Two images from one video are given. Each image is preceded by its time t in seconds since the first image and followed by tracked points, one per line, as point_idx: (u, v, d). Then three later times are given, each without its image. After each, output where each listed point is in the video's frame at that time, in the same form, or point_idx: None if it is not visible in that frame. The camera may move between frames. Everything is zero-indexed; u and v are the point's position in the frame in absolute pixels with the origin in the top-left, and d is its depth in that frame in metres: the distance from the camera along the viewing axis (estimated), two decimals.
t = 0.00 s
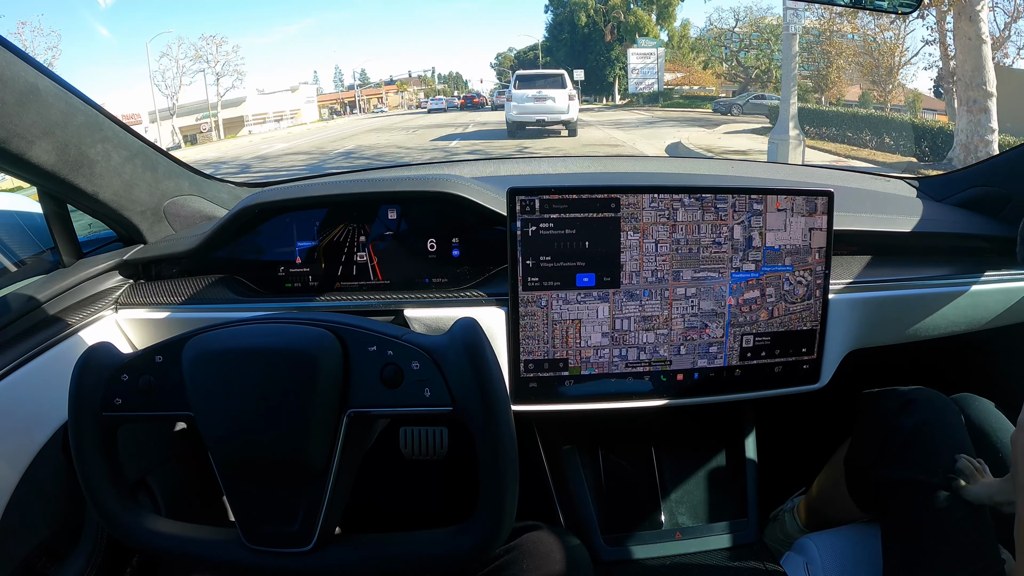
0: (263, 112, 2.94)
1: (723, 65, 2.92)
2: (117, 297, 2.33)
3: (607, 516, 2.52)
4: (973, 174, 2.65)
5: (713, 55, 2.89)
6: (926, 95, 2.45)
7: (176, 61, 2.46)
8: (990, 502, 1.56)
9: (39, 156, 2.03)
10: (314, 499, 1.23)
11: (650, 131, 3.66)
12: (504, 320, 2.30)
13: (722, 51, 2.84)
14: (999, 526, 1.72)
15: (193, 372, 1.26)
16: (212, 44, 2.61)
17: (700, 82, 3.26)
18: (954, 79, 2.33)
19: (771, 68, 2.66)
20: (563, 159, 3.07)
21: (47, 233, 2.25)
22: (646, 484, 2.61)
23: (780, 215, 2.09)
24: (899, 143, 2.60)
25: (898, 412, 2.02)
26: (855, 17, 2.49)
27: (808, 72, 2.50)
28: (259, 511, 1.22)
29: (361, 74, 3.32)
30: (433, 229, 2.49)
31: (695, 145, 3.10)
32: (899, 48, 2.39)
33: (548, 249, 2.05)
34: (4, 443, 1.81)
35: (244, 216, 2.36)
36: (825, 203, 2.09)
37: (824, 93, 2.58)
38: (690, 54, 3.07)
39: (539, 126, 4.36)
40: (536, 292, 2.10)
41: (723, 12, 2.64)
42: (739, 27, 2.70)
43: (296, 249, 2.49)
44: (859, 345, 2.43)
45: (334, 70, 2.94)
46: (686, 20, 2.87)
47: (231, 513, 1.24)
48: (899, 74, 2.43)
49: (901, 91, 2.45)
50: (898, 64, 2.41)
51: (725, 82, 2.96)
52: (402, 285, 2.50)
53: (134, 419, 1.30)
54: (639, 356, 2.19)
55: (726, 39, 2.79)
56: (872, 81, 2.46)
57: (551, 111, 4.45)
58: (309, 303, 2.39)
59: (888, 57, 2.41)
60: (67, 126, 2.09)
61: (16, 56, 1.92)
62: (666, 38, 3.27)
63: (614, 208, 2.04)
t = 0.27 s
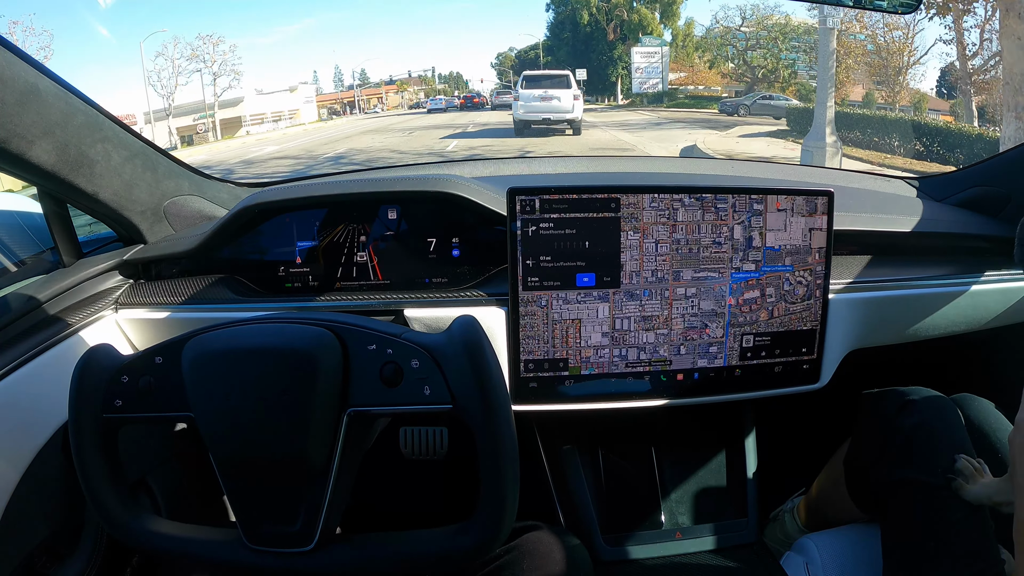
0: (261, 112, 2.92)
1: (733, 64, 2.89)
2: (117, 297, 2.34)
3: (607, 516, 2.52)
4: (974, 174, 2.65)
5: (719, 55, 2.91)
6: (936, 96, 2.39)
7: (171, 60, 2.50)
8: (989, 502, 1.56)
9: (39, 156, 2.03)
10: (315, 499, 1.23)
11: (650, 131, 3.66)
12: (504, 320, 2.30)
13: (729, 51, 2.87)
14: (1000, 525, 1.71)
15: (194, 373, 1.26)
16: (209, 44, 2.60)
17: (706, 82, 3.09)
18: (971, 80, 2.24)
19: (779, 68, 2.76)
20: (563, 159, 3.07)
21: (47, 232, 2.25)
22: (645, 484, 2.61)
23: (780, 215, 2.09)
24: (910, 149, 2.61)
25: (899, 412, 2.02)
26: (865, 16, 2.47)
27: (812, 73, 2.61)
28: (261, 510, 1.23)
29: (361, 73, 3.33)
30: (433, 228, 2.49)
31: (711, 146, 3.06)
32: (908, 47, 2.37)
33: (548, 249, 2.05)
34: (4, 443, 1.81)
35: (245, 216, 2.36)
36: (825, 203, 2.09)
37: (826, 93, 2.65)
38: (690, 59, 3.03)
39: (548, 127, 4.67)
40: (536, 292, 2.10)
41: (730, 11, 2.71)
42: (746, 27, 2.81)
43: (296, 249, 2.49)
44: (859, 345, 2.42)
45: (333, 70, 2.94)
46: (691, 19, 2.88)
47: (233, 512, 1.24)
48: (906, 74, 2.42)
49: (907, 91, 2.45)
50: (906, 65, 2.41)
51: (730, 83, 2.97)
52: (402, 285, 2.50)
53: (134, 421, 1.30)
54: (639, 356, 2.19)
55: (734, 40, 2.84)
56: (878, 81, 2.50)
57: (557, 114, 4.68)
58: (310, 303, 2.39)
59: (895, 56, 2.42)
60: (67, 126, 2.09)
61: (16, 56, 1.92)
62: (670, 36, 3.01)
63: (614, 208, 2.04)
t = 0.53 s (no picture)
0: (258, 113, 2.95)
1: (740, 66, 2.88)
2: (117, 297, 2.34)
3: (607, 516, 2.52)
4: (974, 174, 2.65)
5: (725, 54, 2.90)
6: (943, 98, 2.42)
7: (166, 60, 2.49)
8: (989, 502, 1.56)
9: (39, 155, 2.03)
10: (314, 499, 1.23)
11: (650, 131, 3.66)
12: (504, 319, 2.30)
13: (734, 51, 2.85)
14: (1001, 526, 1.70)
15: (193, 371, 1.26)
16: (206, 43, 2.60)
17: (710, 82, 3.23)
18: (993, 81, 2.23)
19: (788, 68, 2.72)
20: (563, 159, 3.07)
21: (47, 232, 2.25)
22: (645, 484, 2.61)
23: (780, 215, 2.09)
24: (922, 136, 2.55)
25: (899, 411, 2.02)
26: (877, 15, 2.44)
27: (821, 73, 2.60)
28: (258, 510, 1.22)
29: (361, 73, 3.33)
30: (433, 229, 2.49)
31: (731, 149, 3.07)
32: (919, 48, 2.36)
33: (548, 249, 2.05)
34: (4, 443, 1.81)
35: (245, 216, 2.36)
36: (825, 203, 2.09)
37: (833, 92, 2.63)
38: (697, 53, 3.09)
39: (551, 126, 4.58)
40: (536, 292, 2.09)
41: (737, 10, 2.65)
42: (752, 26, 2.73)
43: (296, 249, 2.49)
44: (859, 344, 2.42)
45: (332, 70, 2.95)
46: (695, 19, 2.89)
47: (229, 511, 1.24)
48: (916, 74, 2.42)
49: (916, 91, 2.46)
50: (916, 65, 2.41)
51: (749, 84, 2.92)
52: (402, 284, 2.49)
53: (134, 417, 1.30)
54: (639, 356, 2.19)
55: (741, 39, 2.80)
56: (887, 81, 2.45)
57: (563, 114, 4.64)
58: (310, 303, 2.39)
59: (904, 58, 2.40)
60: (67, 126, 2.09)
61: (16, 56, 1.92)
62: (674, 35, 3.15)
63: (614, 208, 2.04)
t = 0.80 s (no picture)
0: (254, 115, 3.00)
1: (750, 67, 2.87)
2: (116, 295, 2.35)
3: (607, 516, 2.52)
4: (974, 174, 2.65)
5: (730, 53, 2.86)
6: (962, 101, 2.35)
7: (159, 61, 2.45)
8: (986, 502, 1.55)
9: (39, 156, 2.03)
10: (302, 505, 1.22)
11: (648, 131, 3.65)
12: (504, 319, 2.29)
13: (739, 50, 2.83)
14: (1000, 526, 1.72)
15: (196, 361, 1.27)
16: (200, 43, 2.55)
17: (715, 83, 3.16)
18: (1017, 83, 2.15)
19: (796, 68, 2.69)
20: (563, 159, 3.07)
21: (47, 233, 2.24)
22: (645, 484, 2.61)
23: (780, 215, 2.09)
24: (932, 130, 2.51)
25: (899, 411, 2.02)
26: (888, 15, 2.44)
27: (829, 73, 2.56)
28: (244, 507, 1.23)
29: (360, 73, 3.33)
30: (433, 228, 2.49)
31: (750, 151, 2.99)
32: (930, 47, 2.34)
33: (548, 249, 2.05)
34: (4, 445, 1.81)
35: (245, 216, 2.37)
36: (825, 203, 2.09)
37: (835, 89, 2.59)
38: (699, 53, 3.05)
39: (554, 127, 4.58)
40: (536, 292, 2.09)
41: (745, 7, 2.64)
42: (759, 25, 2.73)
43: (296, 249, 2.49)
44: (859, 344, 2.42)
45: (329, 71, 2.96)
46: (699, 16, 2.87)
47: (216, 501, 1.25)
48: (926, 74, 2.41)
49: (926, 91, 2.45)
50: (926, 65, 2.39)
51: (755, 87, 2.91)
52: (402, 284, 2.49)
53: (133, 394, 1.32)
54: (639, 356, 2.19)
55: (749, 38, 2.78)
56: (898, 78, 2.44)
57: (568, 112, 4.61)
58: (311, 302, 2.39)
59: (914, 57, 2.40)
60: (67, 126, 2.09)
61: (16, 56, 1.93)
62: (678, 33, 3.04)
63: (614, 208, 2.04)
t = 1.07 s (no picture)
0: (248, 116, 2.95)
1: (756, 67, 2.79)
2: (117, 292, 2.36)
3: (607, 516, 2.52)
4: (974, 173, 2.65)
5: (734, 52, 2.79)
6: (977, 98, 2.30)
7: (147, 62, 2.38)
8: (985, 504, 1.54)
9: (39, 155, 2.03)
10: (285, 508, 1.22)
11: (648, 132, 3.64)
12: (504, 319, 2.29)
13: (744, 48, 2.75)
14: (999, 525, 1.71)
15: (204, 350, 1.28)
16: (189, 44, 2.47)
17: (717, 83, 3.07)
18: None
19: (807, 68, 2.62)
20: (562, 159, 3.07)
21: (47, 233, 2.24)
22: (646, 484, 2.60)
23: (780, 215, 2.09)
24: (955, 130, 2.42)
25: (899, 413, 2.03)
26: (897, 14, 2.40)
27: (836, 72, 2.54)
28: (226, 501, 1.22)
29: (356, 73, 3.32)
30: (433, 228, 2.49)
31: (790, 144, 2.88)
32: (940, 47, 2.31)
33: (548, 249, 2.05)
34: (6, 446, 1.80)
35: (245, 216, 2.39)
36: (825, 203, 2.09)
37: (839, 90, 2.59)
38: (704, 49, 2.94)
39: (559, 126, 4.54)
40: (536, 292, 2.10)
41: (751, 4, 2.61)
42: (767, 21, 2.68)
43: (296, 249, 2.49)
44: (860, 344, 2.42)
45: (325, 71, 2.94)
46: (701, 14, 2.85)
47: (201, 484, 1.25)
48: (937, 74, 2.35)
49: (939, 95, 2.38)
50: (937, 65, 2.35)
51: (761, 87, 2.84)
52: (402, 284, 2.49)
53: (134, 365, 1.33)
54: (639, 356, 2.19)
55: (754, 34, 2.71)
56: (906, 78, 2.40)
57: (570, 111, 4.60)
58: (312, 302, 2.40)
59: (924, 57, 2.34)
60: (66, 126, 2.09)
61: (15, 56, 1.92)
62: (681, 31, 3.04)
63: (614, 208, 2.04)
